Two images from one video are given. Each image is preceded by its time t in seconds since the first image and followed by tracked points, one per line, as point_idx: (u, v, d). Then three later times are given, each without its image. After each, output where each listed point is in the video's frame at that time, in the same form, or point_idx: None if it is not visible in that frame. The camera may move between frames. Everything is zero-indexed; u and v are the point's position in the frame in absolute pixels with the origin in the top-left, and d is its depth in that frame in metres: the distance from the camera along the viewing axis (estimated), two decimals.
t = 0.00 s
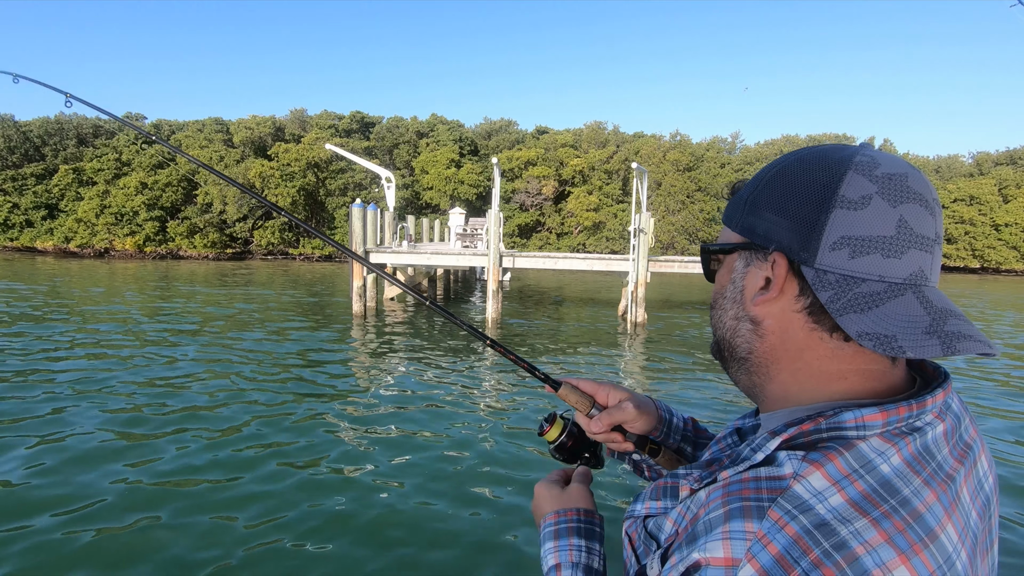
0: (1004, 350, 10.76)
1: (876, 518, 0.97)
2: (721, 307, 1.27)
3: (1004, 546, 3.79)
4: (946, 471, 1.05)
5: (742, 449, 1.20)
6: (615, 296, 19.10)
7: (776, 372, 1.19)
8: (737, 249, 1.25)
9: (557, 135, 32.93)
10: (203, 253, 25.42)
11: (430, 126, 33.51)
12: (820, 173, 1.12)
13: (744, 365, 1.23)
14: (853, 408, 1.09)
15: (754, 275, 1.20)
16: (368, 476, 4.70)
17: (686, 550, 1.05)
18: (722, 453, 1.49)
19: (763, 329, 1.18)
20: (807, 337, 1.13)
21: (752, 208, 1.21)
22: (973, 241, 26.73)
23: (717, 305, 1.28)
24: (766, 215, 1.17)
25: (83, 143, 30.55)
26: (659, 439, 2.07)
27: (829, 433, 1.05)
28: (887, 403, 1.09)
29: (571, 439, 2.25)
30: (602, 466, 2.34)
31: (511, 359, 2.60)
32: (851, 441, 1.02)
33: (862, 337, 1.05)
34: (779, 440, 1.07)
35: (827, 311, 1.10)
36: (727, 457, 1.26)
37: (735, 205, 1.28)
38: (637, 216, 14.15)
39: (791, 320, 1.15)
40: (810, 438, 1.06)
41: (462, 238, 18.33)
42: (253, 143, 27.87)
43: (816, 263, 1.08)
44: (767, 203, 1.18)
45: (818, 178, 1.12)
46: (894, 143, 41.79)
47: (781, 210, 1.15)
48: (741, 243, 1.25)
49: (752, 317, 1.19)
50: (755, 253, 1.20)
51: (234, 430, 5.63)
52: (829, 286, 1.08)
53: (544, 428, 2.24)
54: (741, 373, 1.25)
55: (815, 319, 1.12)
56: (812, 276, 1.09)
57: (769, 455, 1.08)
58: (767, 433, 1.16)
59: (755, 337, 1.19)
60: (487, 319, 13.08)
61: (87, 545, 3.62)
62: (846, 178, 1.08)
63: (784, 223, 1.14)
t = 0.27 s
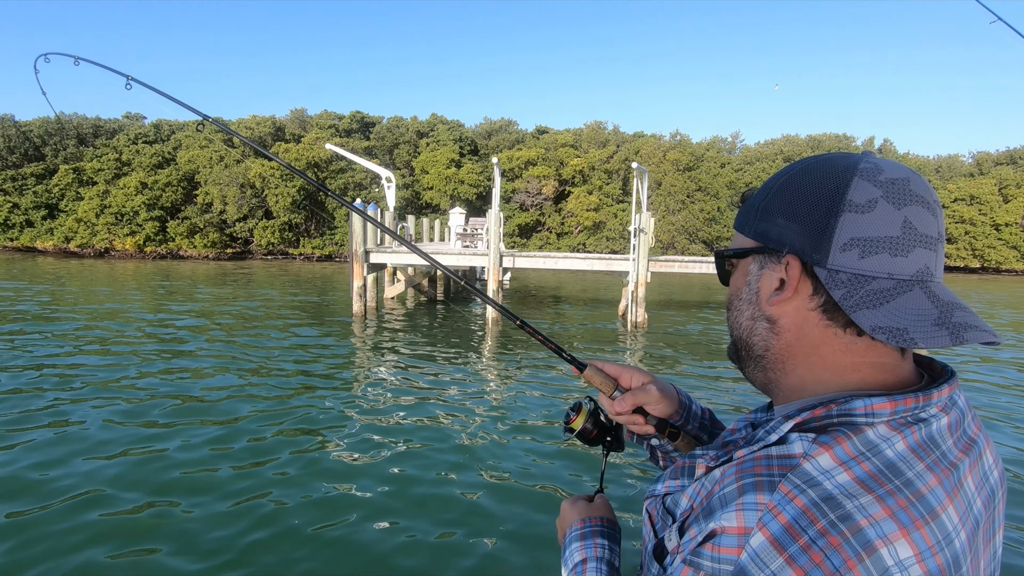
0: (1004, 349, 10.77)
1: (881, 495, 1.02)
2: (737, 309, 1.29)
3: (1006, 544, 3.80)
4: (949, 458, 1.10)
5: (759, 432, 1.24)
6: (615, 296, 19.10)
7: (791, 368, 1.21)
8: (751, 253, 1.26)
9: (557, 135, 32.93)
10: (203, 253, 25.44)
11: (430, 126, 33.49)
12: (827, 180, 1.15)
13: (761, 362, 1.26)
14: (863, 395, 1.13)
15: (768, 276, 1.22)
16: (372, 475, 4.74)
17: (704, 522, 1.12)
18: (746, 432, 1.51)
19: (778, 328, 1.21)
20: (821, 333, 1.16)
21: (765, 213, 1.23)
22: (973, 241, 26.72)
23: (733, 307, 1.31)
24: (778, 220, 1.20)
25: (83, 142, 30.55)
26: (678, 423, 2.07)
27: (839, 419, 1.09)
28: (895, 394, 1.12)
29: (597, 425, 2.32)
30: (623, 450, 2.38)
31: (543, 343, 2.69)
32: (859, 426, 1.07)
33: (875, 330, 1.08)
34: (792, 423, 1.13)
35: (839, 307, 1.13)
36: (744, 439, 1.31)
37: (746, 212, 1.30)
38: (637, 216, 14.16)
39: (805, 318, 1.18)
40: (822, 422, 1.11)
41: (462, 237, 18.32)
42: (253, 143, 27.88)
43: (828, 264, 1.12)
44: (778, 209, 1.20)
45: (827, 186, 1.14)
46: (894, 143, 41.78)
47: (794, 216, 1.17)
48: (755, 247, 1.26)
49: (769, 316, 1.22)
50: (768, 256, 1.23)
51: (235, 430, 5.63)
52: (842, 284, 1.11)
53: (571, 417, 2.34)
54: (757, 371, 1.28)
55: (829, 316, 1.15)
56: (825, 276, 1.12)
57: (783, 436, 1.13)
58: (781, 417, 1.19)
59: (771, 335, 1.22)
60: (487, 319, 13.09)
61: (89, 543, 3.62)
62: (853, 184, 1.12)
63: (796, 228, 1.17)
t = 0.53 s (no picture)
0: (1004, 348, 10.78)
1: (886, 475, 1.05)
2: (740, 306, 1.31)
3: (1005, 541, 3.83)
4: (949, 444, 1.13)
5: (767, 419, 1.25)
6: (616, 295, 19.10)
7: (792, 362, 1.23)
8: (754, 253, 1.27)
9: (557, 135, 32.96)
10: (204, 253, 25.45)
11: (430, 125, 33.51)
12: (828, 183, 1.17)
13: (764, 357, 1.28)
14: (865, 385, 1.15)
15: (771, 275, 1.23)
16: (373, 475, 4.73)
17: (717, 502, 1.13)
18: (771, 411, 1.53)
19: (781, 324, 1.22)
20: (821, 329, 1.18)
21: (768, 215, 1.25)
22: (974, 241, 26.73)
23: (736, 304, 1.32)
24: (781, 222, 1.21)
25: (83, 143, 30.54)
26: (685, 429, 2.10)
27: (844, 406, 1.12)
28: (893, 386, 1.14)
29: (605, 432, 2.35)
30: (629, 457, 2.40)
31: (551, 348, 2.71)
32: (863, 412, 1.10)
33: (875, 325, 1.10)
34: (799, 411, 1.14)
35: (841, 305, 1.14)
36: (753, 426, 1.32)
37: (749, 214, 1.32)
38: (637, 216, 14.18)
39: (807, 314, 1.19)
40: (827, 410, 1.13)
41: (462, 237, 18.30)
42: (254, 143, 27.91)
43: (829, 262, 1.13)
44: (782, 210, 1.22)
45: (827, 189, 1.16)
46: (894, 143, 41.81)
47: (797, 217, 1.19)
48: (758, 247, 1.27)
49: (771, 313, 1.23)
50: (770, 256, 1.24)
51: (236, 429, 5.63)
52: (843, 282, 1.12)
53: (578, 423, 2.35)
54: (760, 366, 1.29)
55: (830, 313, 1.17)
56: (826, 275, 1.14)
57: (791, 422, 1.15)
58: (787, 405, 1.21)
59: (774, 331, 1.23)
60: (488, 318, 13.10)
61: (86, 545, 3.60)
62: (853, 188, 1.14)
63: (799, 229, 1.18)
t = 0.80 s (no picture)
0: (1006, 347, 10.77)
1: (887, 466, 1.05)
2: (749, 307, 1.31)
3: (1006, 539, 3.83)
4: (950, 438, 1.13)
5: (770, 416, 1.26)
6: (616, 295, 19.10)
7: (800, 362, 1.23)
8: (762, 254, 1.27)
9: (558, 134, 32.96)
10: (204, 253, 25.48)
11: (431, 125, 33.52)
12: (836, 186, 1.17)
13: (771, 357, 1.28)
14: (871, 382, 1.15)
15: (780, 277, 1.24)
16: (375, 474, 4.74)
17: (724, 496, 1.13)
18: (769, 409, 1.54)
19: (790, 325, 1.23)
20: (830, 329, 1.19)
21: (775, 218, 1.25)
22: (974, 241, 26.71)
23: (744, 305, 1.32)
24: (789, 224, 1.22)
25: (84, 143, 30.54)
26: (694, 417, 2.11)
27: (847, 401, 1.12)
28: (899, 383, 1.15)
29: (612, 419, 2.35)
30: (640, 445, 2.42)
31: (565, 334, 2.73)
32: (867, 407, 1.10)
33: (884, 327, 1.11)
34: (803, 405, 1.15)
35: (850, 306, 1.15)
36: (759, 423, 1.33)
37: (755, 215, 1.32)
38: (638, 216, 14.19)
39: (816, 316, 1.20)
40: (833, 406, 1.13)
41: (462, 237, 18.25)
42: (254, 143, 27.92)
43: (839, 265, 1.13)
44: (790, 213, 1.22)
45: (835, 192, 1.16)
46: (894, 143, 41.82)
47: (804, 220, 1.19)
48: (765, 249, 1.27)
49: (779, 314, 1.24)
50: (779, 257, 1.24)
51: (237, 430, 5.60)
52: (851, 285, 1.13)
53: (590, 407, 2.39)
54: (766, 365, 1.30)
55: (838, 314, 1.17)
56: (835, 277, 1.14)
57: (794, 418, 1.16)
58: (792, 401, 1.22)
59: (783, 332, 1.24)
60: (488, 318, 13.11)
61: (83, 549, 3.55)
62: (861, 191, 1.14)
63: (807, 232, 1.18)
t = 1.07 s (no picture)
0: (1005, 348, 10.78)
1: (894, 467, 1.06)
2: (751, 309, 1.32)
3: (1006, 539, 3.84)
4: (956, 437, 1.14)
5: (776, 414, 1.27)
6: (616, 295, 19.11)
7: (803, 362, 1.24)
8: (763, 256, 1.28)
9: (558, 134, 32.96)
10: (204, 253, 25.49)
11: (431, 125, 33.53)
12: (838, 187, 1.18)
13: (774, 358, 1.29)
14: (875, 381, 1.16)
15: (783, 278, 1.24)
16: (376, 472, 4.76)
17: (731, 494, 1.14)
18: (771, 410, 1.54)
19: (793, 327, 1.24)
20: (833, 330, 1.20)
21: (777, 219, 1.25)
22: (974, 241, 26.72)
23: (747, 306, 1.33)
24: (791, 226, 1.22)
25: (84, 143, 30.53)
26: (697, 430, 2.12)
27: (852, 401, 1.13)
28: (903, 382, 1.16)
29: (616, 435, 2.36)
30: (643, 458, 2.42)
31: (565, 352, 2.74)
32: (872, 406, 1.11)
33: (888, 329, 1.12)
34: (810, 405, 1.16)
35: (854, 308, 1.16)
36: (764, 421, 1.34)
37: (757, 216, 1.32)
38: (638, 216, 14.20)
39: (819, 317, 1.21)
40: (837, 405, 1.14)
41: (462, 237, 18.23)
42: (254, 143, 27.93)
43: (843, 266, 1.14)
44: (792, 215, 1.22)
45: (838, 194, 1.17)
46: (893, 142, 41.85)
47: (807, 222, 1.20)
48: (767, 250, 1.28)
49: (783, 316, 1.24)
50: (781, 259, 1.25)
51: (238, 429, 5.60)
52: (856, 286, 1.14)
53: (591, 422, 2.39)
54: (771, 366, 1.31)
55: (842, 315, 1.18)
56: (839, 279, 1.15)
57: (802, 416, 1.17)
58: (797, 400, 1.22)
59: (786, 333, 1.25)
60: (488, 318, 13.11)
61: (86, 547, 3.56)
62: (863, 193, 1.15)
63: (811, 233, 1.19)
